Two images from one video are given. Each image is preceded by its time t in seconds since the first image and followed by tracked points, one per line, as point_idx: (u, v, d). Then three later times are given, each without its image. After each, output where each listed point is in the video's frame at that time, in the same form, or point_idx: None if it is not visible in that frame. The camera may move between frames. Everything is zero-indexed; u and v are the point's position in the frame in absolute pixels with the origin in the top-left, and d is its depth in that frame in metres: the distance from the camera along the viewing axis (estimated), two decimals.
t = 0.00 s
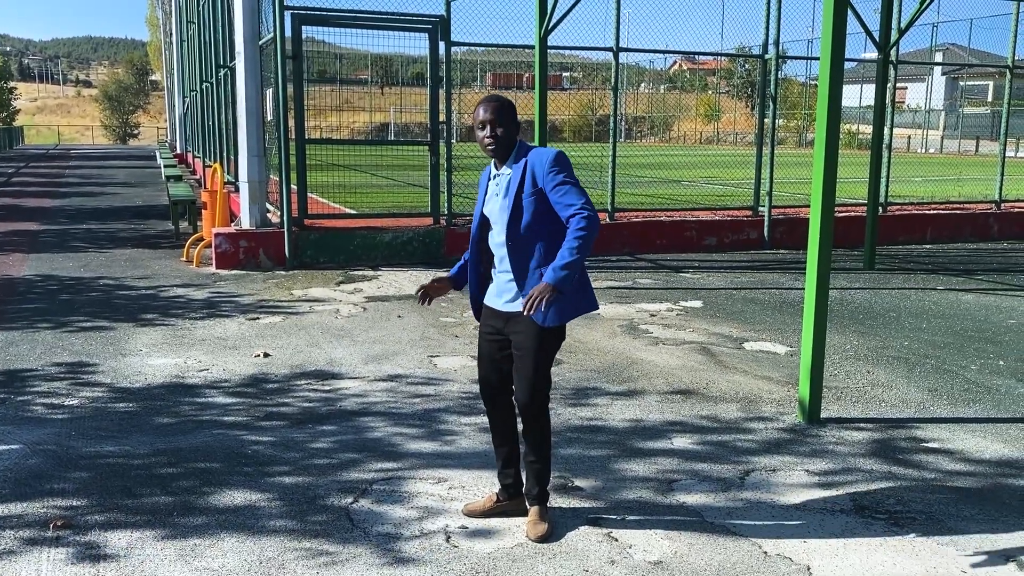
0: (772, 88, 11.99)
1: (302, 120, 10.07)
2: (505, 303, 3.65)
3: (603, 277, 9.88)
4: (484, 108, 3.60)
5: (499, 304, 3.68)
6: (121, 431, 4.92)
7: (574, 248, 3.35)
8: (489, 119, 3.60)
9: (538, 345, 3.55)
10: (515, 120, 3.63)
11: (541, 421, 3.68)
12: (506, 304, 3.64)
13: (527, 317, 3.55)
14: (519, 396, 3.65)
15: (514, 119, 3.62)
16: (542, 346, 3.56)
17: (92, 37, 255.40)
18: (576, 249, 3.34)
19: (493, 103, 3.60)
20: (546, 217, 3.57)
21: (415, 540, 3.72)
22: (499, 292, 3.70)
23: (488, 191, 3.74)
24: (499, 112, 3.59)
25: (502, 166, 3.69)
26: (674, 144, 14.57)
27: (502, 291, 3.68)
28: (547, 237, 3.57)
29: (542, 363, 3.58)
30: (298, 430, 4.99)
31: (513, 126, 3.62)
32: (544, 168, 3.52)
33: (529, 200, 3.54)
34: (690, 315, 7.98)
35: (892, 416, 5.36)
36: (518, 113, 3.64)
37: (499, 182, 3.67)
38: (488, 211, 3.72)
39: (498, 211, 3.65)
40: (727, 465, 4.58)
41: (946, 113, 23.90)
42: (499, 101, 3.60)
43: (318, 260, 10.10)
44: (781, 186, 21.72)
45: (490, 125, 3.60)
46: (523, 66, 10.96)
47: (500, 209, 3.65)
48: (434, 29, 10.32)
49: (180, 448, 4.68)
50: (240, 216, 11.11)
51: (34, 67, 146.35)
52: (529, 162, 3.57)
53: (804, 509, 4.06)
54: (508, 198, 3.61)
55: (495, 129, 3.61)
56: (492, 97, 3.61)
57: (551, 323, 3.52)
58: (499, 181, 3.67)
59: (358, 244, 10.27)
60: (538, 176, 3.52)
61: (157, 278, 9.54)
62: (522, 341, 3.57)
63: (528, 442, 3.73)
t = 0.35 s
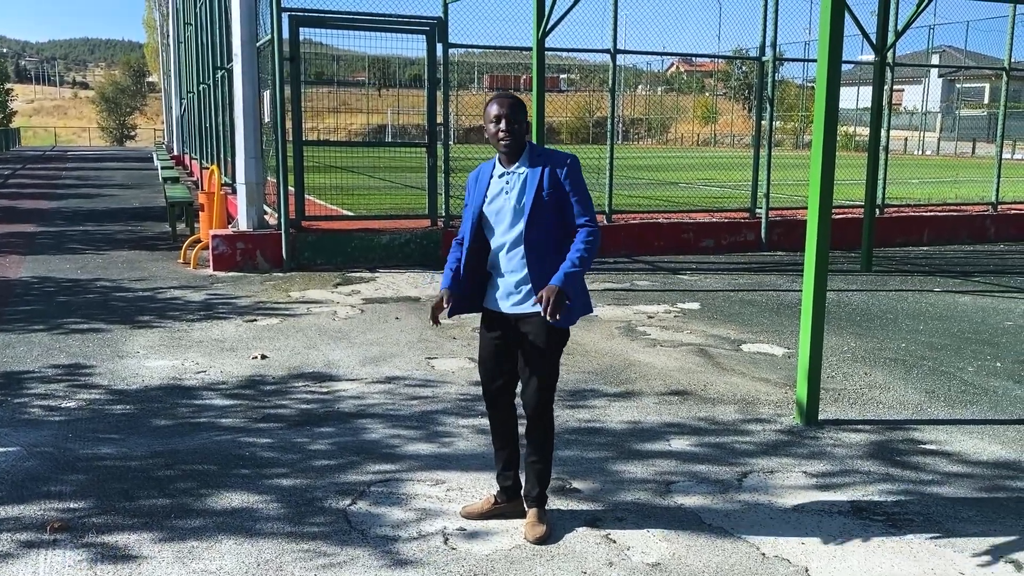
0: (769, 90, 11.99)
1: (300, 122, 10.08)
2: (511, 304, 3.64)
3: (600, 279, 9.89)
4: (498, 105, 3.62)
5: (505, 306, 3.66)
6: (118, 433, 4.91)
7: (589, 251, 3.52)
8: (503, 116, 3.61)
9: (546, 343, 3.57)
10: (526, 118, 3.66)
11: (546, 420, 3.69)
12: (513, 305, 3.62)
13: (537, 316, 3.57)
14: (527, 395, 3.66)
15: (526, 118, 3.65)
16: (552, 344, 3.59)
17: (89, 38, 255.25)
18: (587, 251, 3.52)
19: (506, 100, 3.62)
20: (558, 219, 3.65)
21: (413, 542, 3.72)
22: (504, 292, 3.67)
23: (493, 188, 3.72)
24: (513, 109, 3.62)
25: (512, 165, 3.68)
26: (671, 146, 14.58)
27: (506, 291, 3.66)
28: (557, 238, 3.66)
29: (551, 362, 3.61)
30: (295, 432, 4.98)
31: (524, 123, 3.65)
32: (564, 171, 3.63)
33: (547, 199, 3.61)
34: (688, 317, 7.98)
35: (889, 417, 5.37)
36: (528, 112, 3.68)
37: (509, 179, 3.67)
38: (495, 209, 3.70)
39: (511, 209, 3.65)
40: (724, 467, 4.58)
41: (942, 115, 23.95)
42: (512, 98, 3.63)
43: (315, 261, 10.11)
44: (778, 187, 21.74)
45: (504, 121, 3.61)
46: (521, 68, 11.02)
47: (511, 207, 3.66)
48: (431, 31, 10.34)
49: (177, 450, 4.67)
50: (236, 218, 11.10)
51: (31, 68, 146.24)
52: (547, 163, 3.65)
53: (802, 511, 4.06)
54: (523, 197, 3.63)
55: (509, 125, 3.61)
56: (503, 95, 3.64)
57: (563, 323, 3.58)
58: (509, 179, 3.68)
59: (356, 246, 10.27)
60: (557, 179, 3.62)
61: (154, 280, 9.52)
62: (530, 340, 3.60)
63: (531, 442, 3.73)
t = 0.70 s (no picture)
0: (767, 92, 11.94)
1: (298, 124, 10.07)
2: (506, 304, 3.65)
3: (598, 281, 9.89)
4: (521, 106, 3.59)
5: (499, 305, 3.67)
6: (116, 435, 4.91)
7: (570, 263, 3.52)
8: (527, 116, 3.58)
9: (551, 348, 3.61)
10: (549, 119, 3.63)
11: (549, 423, 3.71)
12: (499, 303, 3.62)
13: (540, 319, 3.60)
14: (529, 398, 3.67)
15: (549, 119, 3.62)
16: (556, 347, 3.63)
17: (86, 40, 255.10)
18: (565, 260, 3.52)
19: (530, 101, 3.59)
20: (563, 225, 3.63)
21: (411, 545, 3.72)
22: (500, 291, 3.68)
23: (509, 184, 3.69)
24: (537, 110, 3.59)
25: (534, 166, 3.65)
26: (669, 149, 14.58)
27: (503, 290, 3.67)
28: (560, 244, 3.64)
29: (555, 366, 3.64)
30: (294, 434, 4.98)
31: (548, 124, 3.62)
32: (579, 180, 3.60)
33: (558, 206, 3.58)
34: (686, 320, 7.98)
35: (887, 419, 5.37)
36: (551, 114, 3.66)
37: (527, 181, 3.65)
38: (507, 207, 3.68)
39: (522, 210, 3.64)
40: (723, 469, 4.58)
41: (939, 118, 24.00)
42: (536, 99, 3.61)
43: (313, 263, 10.10)
44: (775, 190, 21.75)
45: (528, 121, 3.58)
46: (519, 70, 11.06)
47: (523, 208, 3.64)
48: (429, 33, 10.35)
49: (175, 453, 4.67)
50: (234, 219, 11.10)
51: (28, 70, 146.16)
52: (566, 170, 3.61)
53: (801, 513, 4.06)
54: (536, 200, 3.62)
55: (533, 125, 3.58)
56: (527, 96, 3.62)
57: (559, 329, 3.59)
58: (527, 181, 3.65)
59: (354, 248, 10.26)
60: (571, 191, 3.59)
61: (152, 282, 9.51)
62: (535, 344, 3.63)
63: (532, 444, 3.73)
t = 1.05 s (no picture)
0: (765, 95, 11.96)
1: (297, 126, 10.07)
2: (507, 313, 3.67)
3: (596, 283, 9.89)
4: (522, 113, 3.59)
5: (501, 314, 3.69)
6: (113, 437, 4.90)
7: (581, 285, 3.52)
8: (526, 125, 3.58)
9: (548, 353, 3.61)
10: (551, 127, 3.62)
11: (545, 429, 3.70)
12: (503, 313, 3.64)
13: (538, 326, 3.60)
14: (525, 404, 3.67)
15: (549, 125, 3.59)
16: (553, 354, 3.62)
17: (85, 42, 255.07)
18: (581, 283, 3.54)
19: (532, 109, 3.58)
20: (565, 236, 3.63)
21: (408, 547, 3.71)
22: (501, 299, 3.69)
23: (511, 192, 3.69)
24: (537, 119, 3.58)
25: (534, 172, 3.65)
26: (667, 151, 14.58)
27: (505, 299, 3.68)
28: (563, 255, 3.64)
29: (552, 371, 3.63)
30: (291, 436, 4.98)
31: (549, 132, 3.60)
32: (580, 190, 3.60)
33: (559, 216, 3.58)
34: (684, 322, 7.99)
35: (884, 422, 5.37)
36: (554, 120, 3.64)
37: (528, 187, 3.65)
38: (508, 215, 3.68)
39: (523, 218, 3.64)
40: (720, 472, 4.58)
41: (936, 121, 24.05)
42: (538, 106, 3.59)
43: (311, 265, 10.10)
44: (773, 193, 21.77)
45: (527, 131, 3.57)
46: (517, 73, 11.04)
47: (524, 216, 3.65)
48: (428, 36, 10.36)
49: (172, 455, 4.66)
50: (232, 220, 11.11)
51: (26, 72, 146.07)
52: (567, 179, 3.61)
53: (798, 516, 4.06)
54: (537, 209, 3.61)
55: (532, 134, 3.57)
56: (530, 102, 3.61)
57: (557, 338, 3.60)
58: (529, 186, 3.65)
59: (352, 250, 10.26)
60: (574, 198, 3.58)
61: (150, 284, 9.51)
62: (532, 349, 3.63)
63: (530, 449, 3.73)
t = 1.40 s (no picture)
0: (764, 97, 11.98)
1: (295, 128, 10.05)
2: (504, 314, 3.67)
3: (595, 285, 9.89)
4: (491, 130, 3.59)
5: (499, 314, 3.69)
6: (111, 438, 4.89)
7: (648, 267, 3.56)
8: (495, 144, 3.60)
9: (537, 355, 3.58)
10: (521, 139, 3.63)
11: (539, 430, 3.69)
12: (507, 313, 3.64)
13: (529, 327, 3.59)
14: (517, 407, 3.67)
15: (518, 136, 3.60)
16: (542, 357, 3.61)
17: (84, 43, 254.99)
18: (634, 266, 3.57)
19: (501, 127, 3.57)
20: (568, 229, 3.67)
21: (406, 549, 3.71)
22: (497, 303, 3.72)
23: (494, 198, 3.78)
24: (507, 136, 3.58)
25: (511, 179, 3.71)
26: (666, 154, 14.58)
27: (500, 301, 3.70)
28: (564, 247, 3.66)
29: (541, 373, 3.61)
30: (289, 438, 4.97)
31: (519, 146, 3.62)
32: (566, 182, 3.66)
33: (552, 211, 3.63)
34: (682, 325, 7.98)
35: (883, 425, 5.37)
36: (525, 130, 3.64)
37: (507, 190, 3.72)
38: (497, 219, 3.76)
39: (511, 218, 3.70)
40: (719, 474, 4.58)
41: (935, 125, 24.05)
42: (507, 121, 3.58)
43: (310, 267, 10.10)
44: (772, 196, 21.77)
45: (498, 150, 3.60)
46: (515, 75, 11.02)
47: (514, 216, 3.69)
48: (427, 38, 10.36)
49: (170, 456, 4.65)
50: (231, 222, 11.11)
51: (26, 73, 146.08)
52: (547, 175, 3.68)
53: (797, 518, 4.06)
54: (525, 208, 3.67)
55: (504, 152, 3.61)
56: (498, 118, 3.58)
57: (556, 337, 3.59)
58: (507, 190, 3.73)
59: (350, 252, 10.26)
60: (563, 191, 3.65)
61: (148, 285, 9.50)
62: (521, 351, 3.61)
63: (525, 451, 3.72)
